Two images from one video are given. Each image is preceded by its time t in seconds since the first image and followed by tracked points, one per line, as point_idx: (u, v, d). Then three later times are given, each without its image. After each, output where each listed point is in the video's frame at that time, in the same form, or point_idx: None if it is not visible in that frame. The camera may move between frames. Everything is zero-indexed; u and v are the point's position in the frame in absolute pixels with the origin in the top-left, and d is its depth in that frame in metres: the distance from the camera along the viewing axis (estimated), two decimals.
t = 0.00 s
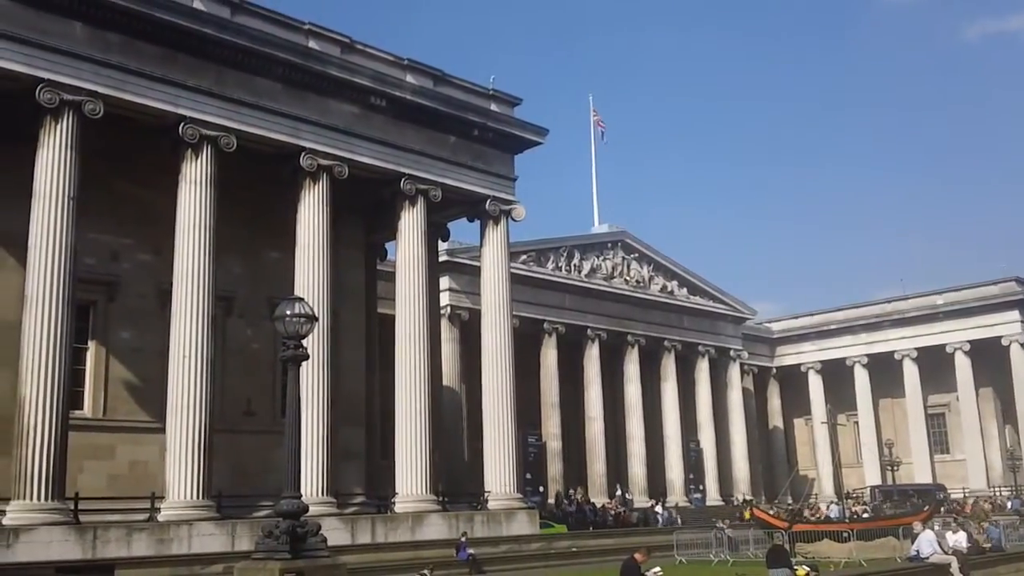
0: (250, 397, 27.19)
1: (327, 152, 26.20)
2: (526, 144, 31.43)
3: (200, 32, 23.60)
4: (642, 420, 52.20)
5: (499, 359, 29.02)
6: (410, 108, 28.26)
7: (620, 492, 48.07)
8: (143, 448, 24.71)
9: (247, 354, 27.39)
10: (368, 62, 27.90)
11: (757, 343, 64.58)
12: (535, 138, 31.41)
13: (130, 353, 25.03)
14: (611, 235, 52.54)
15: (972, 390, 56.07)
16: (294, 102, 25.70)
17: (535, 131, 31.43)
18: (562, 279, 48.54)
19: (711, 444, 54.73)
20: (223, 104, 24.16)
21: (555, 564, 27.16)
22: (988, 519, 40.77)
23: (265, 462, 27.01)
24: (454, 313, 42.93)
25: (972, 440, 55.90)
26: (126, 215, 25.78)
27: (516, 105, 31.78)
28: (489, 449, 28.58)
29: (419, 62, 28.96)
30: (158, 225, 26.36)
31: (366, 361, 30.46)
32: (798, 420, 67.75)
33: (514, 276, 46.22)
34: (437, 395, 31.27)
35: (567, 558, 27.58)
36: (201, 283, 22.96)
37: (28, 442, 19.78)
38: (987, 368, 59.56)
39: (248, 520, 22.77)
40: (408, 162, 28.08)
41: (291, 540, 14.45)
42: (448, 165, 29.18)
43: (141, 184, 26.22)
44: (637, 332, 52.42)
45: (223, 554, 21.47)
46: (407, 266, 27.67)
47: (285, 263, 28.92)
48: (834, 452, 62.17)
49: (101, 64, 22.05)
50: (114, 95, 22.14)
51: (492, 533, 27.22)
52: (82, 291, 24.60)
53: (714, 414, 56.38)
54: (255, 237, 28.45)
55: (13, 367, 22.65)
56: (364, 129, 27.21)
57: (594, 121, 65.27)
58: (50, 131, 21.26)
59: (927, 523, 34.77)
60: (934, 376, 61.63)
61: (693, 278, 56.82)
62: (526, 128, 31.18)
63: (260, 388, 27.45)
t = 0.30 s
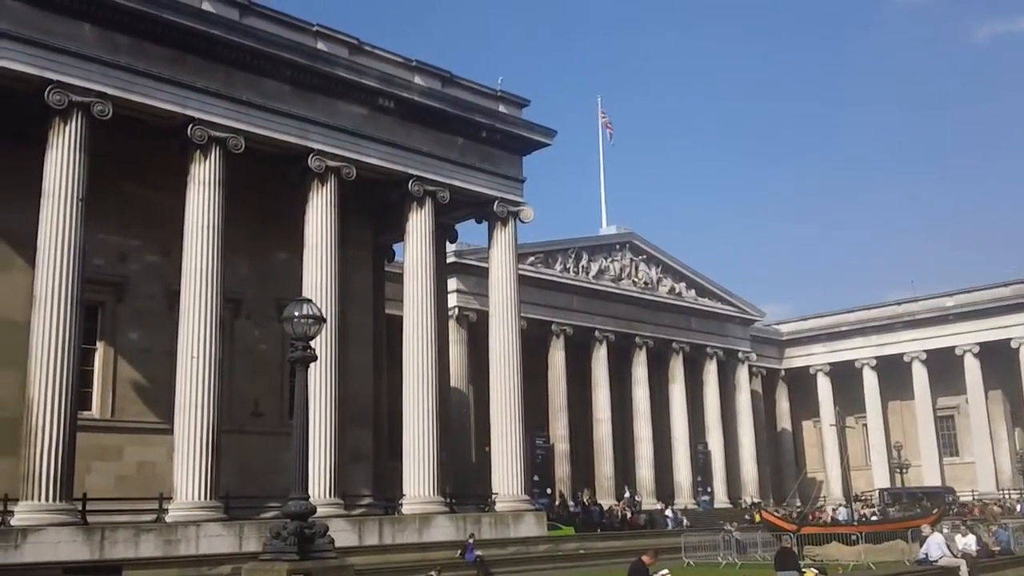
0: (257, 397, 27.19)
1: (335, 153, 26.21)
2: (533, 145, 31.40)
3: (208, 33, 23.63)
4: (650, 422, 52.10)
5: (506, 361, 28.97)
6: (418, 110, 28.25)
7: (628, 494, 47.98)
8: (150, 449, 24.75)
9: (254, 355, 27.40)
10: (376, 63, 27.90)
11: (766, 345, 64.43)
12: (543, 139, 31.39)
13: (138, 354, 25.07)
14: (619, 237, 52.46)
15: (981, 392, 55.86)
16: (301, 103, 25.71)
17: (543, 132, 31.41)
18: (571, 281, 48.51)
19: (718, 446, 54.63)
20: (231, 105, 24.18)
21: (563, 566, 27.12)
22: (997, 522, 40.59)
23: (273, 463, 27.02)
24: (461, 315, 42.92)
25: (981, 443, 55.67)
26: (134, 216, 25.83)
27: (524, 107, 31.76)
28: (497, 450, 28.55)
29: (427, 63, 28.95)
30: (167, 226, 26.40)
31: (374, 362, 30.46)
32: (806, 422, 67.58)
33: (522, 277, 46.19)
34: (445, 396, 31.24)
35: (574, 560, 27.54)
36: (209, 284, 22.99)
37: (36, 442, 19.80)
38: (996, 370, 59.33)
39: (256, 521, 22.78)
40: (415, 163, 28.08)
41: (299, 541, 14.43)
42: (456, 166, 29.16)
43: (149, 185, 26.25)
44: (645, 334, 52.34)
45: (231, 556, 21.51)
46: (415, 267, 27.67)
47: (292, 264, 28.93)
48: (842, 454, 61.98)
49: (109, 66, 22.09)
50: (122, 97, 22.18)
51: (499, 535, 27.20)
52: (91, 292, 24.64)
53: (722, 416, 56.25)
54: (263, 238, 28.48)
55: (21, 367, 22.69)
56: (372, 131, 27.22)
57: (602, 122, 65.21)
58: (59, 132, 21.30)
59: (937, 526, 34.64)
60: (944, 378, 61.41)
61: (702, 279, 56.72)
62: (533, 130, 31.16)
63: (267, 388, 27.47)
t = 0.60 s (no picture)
0: (263, 398, 27.22)
1: (341, 154, 26.22)
2: (539, 146, 31.37)
3: (214, 34, 23.64)
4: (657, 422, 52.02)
5: (513, 361, 28.95)
6: (424, 110, 28.24)
7: (634, 494, 47.90)
8: (157, 449, 24.77)
9: (261, 355, 27.42)
10: (381, 64, 27.89)
11: (773, 345, 64.30)
12: (549, 139, 31.38)
13: (145, 355, 25.09)
14: (626, 237, 52.39)
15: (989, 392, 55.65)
16: (307, 104, 25.71)
17: (548, 132, 31.38)
18: (577, 281, 48.47)
19: (726, 447, 54.54)
20: (237, 106, 24.20)
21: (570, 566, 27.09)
22: (1006, 522, 40.41)
23: (280, 464, 27.04)
24: (467, 315, 42.91)
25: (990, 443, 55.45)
26: (140, 217, 25.85)
27: (530, 107, 31.74)
28: (503, 451, 28.52)
29: (432, 63, 28.93)
30: (173, 227, 26.44)
31: (380, 363, 30.46)
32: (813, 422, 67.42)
33: (528, 277, 46.15)
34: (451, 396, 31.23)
35: (581, 560, 27.49)
36: (216, 285, 23.01)
37: (43, 443, 19.83)
38: (1004, 370, 59.13)
39: (262, 522, 22.82)
40: (421, 164, 28.07)
41: (306, 542, 14.41)
42: (462, 166, 29.14)
43: (155, 186, 26.28)
44: (652, 334, 52.27)
45: (237, 556, 21.55)
46: (421, 268, 27.66)
47: (298, 265, 28.94)
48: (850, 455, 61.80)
49: (116, 67, 22.13)
50: (129, 98, 22.21)
51: (505, 536, 27.15)
52: (97, 293, 24.67)
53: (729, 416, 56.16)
54: (269, 239, 28.49)
55: (28, 368, 22.73)
56: (378, 131, 27.22)
57: (609, 122, 65.16)
58: (66, 134, 21.34)
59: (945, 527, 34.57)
60: (952, 378, 61.21)
61: (708, 279, 56.62)
62: (539, 130, 31.13)
63: (273, 389, 27.49)
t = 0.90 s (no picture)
0: (274, 399, 27.32)
1: (349, 156, 26.29)
2: (547, 147, 31.42)
3: (223, 38, 23.75)
4: (667, 423, 51.97)
5: (522, 361, 28.98)
6: (432, 111, 28.31)
7: (644, 495, 47.86)
8: (168, 451, 24.88)
9: (271, 357, 27.53)
10: (389, 66, 27.98)
11: (783, 345, 64.19)
12: (557, 140, 31.43)
13: (155, 357, 25.21)
14: (635, 237, 52.38)
15: (1002, 392, 55.42)
16: (316, 106, 25.80)
17: (556, 133, 31.43)
18: (586, 282, 48.49)
19: (736, 448, 54.49)
20: (246, 109, 24.30)
21: (580, 568, 27.07)
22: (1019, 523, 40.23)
23: (290, 465, 27.13)
24: (477, 316, 42.98)
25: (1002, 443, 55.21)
26: (151, 219, 25.98)
27: (538, 108, 31.79)
28: (512, 452, 28.55)
29: (440, 65, 29.00)
30: (183, 230, 26.56)
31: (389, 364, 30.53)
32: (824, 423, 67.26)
33: (537, 278, 46.20)
34: (461, 397, 31.27)
35: (592, 561, 27.48)
36: (226, 287, 23.11)
37: (55, 445, 19.94)
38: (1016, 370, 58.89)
39: (273, 523, 22.91)
40: (430, 165, 28.14)
41: (317, 543, 14.47)
42: (470, 167, 29.20)
43: (165, 189, 26.41)
44: (661, 334, 52.25)
45: (249, 557, 21.73)
46: (430, 269, 27.72)
47: (308, 267, 29.03)
48: (861, 455, 61.62)
49: (126, 71, 22.25)
50: (139, 101, 22.33)
51: (515, 537, 27.17)
52: (108, 295, 24.80)
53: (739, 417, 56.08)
54: (279, 241, 28.60)
55: (40, 370, 22.86)
56: (386, 133, 27.30)
57: (618, 122, 65.17)
58: (76, 137, 21.45)
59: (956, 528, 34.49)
60: (963, 378, 61.00)
61: (717, 280, 56.56)
62: (547, 131, 31.18)
63: (284, 390, 27.59)
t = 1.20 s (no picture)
0: (287, 399, 27.40)
1: (363, 156, 26.35)
2: (559, 146, 31.42)
3: (237, 39, 23.84)
4: (680, 423, 51.87)
5: (535, 361, 28.97)
6: (445, 112, 28.35)
7: (658, 496, 47.77)
8: (183, 450, 24.99)
9: (284, 357, 27.61)
10: (402, 66, 28.02)
11: (796, 345, 63.98)
12: (570, 140, 31.42)
13: (170, 357, 25.32)
14: (647, 237, 52.31)
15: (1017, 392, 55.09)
16: (329, 106, 25.86)
17: (568, 133, 31.42)
18: (599, 282, 48.46)
19: (749, 448, 54.38)
20: (259, 110, 24.38)
21: (594, 568, 27.05)
22: None
23: (303, 465, 27.21)
24: (489, 316, 43.00)
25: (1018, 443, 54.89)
26: (166, 220, 26.09)
27: (551, 108, 31.80)
28: (526, 451, 28.55)
29: (453, 65, 29.04)
30: (197, 230, 26.66)
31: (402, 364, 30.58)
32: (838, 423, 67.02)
33: (550, 278, 46.20)
34: (474, 397, 31.28)
35: (605, 562, 27.45)
36: (240, 287, 23.19)
37: (70, 444, 20.05)
38: None
39: (287, 522, 22.96)
40: (443, 166, 28.18)
41: (330, 542, 14.51)
42: (483, 167, 29.22)
43: (180, 190, 26.52)
44: (674, 334, 52.17)
45: (262, 556, 21.79)
46: (443, 269, 27.75)
47: (321, 267, 29.11)
48: (875, 456, 61.35)
49: (141, 72, 22.37)
50: (153, 102, 22.44)
51: (528, 537, 27.17)
52: (123, 295, 24.91)
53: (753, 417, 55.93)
54: (292, 242, 28.68)
55: (56, 370, 22.99)
56: (399, 134, 27.35)
57: (631, 122, 65.12)
58: (91, 139, 21.56)
59: (971, 529, 34.29)
60: (978, 378, 60.67)
61: (731, 279, 56.40)
62: (559, 131, 31.18)
63: (297, 390, 27.67)
